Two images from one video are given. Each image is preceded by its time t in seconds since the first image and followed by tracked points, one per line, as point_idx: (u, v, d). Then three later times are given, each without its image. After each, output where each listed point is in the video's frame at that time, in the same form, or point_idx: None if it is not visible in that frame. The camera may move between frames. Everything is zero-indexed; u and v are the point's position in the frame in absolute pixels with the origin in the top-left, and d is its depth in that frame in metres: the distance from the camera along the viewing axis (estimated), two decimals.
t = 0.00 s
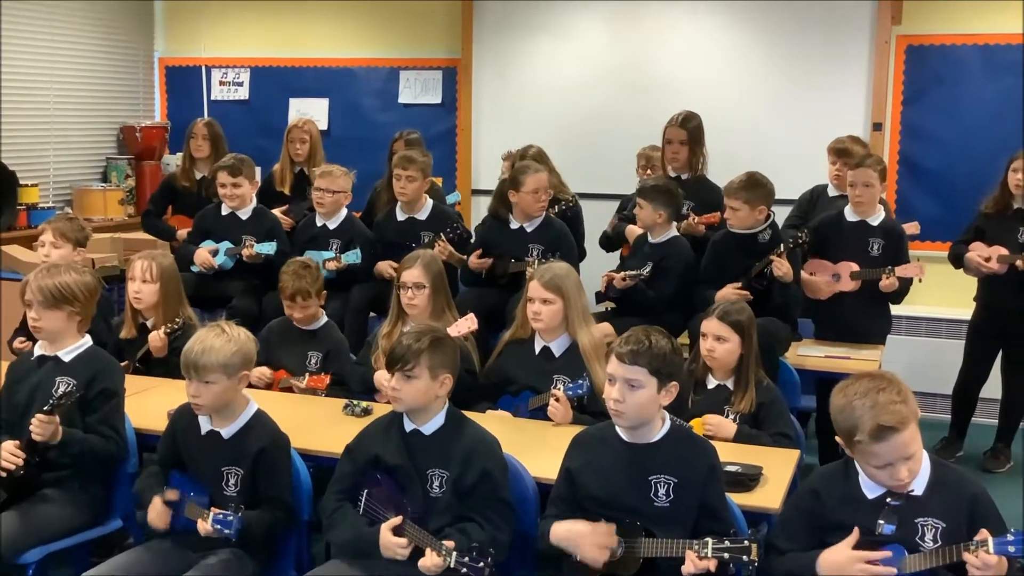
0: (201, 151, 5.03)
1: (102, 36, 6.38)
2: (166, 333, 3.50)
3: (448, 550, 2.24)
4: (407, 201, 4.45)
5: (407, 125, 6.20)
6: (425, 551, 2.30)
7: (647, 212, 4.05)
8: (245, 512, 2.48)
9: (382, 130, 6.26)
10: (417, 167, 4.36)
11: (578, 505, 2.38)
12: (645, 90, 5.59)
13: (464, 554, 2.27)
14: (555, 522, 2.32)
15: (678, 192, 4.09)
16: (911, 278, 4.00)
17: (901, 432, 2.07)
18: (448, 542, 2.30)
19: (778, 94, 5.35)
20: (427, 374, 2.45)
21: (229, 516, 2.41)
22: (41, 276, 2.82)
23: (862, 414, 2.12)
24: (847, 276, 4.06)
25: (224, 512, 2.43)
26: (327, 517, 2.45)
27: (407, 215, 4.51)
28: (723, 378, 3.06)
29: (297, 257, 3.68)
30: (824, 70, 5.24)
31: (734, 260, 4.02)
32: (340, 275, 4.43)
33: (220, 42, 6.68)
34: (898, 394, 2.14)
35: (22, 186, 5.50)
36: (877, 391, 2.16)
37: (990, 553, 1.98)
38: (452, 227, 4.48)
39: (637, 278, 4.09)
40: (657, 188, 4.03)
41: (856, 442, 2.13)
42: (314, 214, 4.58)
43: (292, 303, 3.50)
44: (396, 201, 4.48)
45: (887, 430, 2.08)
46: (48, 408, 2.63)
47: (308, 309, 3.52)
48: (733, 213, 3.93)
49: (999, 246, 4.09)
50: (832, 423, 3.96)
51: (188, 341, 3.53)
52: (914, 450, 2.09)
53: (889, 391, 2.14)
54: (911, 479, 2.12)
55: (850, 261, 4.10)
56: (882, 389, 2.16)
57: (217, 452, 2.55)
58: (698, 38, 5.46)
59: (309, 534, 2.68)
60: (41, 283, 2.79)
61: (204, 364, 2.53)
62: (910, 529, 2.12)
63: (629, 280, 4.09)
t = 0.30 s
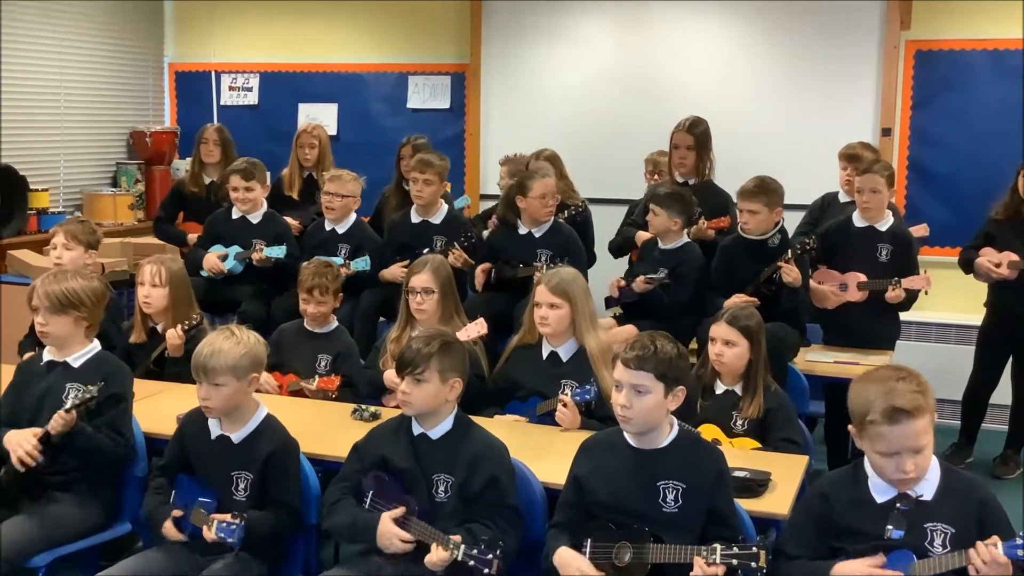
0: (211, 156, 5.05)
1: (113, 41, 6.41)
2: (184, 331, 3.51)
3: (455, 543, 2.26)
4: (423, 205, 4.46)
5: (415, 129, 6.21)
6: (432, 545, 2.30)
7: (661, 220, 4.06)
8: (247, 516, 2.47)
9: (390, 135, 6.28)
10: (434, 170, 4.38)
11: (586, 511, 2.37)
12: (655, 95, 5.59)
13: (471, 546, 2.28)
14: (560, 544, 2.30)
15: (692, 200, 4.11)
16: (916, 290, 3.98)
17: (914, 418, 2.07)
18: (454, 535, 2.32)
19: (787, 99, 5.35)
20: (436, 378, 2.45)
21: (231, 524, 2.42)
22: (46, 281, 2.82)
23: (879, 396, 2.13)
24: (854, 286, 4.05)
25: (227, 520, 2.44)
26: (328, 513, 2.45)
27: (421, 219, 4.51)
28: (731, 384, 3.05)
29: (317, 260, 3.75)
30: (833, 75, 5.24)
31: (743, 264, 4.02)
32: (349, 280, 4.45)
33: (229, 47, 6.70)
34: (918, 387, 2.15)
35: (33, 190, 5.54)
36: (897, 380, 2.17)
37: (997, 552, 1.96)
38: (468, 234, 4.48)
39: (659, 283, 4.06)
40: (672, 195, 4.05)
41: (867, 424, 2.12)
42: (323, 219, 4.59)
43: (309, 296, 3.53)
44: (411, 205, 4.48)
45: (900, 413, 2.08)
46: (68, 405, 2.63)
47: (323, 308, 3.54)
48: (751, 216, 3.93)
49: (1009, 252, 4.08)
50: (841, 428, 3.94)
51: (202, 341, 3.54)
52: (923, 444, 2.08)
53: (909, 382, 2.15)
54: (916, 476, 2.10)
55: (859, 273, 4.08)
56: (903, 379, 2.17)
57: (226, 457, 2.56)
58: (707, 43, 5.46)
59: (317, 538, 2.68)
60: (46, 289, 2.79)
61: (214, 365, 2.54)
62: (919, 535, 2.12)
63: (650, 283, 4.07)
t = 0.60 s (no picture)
0: (222, 159, 5.07)
1: (124, 45, 6.44)
2: (192, 335, 3.52)
3: (470, 541, 2.26)
4: (434, 207, 4.47)
5: (424, 133, 6.22)
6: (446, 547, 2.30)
7: (676, 224, 4.07)
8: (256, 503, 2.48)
9: (398, 138, 6.29)
10: (446, 172, 4.39)
11: (594, 513, 2.37)
12: (664, 99, 5.59)
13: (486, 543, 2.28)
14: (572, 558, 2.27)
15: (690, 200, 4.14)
16: (930, 295, 3.98)
17: (905, 403, 2.09)
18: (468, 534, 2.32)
19: (797, 102, 5.34)
20: (449, 383, 2.45)
21: (240, 510, 2.43)
22: (51, 286, 2.81)
23: (886, 376, 2.16)
24: (864, 288, 4.04)
25: (235, 506, 2.46)
26: (342, 518, 2.45)
27: (432, 220, 4.53)
28: (740, 387, 3.06)
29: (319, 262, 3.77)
30: (842, 79, 5.23)
31: (752, 267, 4.02)
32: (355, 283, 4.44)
33: (239, 50, 6.73)
34: (933, 380, 2.13)
35: (44, 193, 5.56)
36: (916, 369, 2.17)
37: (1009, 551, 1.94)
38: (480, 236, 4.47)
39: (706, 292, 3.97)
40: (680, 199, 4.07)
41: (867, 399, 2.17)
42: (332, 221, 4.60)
43: (311, 295, 3.54)
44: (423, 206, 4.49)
45: (893, 394, 2.10)
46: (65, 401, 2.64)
47: (325, 305, 3.55)
48: (767, 220, 3.93)
49: (1019, 256, 4.07)
50: (850, 432, 3.94)
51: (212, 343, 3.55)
52: (911, 432, 2.08)
53: (925, 373, 2.14)
54: (901, 464, 2.10)
55: (869, 274, 4.08)
56: (922, 369, 2.16)
57: (237, 458, 2.57)
58: (716, 46, 5.46)
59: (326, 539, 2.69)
60: (49, 293, 2.78)
61: (224, 369, 2.55)
62: (930, 537, 2.11)
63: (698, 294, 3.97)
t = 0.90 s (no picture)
0: (231, 160, 5.08)
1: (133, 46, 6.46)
2: (199, 336, 3.53)
3: (476, 539, 2.25)
4: (440, 209, 4.47)
5: (432, 133, 6.23)
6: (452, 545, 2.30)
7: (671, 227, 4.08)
8: (267, 511, 2.47)
9: (406, 139, 6.30)
10: (450, 174, 4.38)
11: (603, 514, 2.36)
12: (672, 99, 5.58)
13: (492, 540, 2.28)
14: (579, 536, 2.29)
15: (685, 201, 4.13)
16: (938, 295, 3.96)
17: (911, 400, 2.09)
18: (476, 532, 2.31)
19: (807, 102, 5.33)
20: (459, 386, 2.45)
21: (253, 521, 2.42)
22: (61, 283, 2.81)
23: (895, 375, 2.17)
24: (873, 293, 4.04)
25: (248, 515, 2.45)
26: (350, 517, 2.44)
27: (438, 224, 4.54)
28: (749, 388, 3.05)
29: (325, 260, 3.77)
30: (851, 78, 5.23)
31: (760, 266, 4.02)
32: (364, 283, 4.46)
33: (248, 51, 6.75)
34: (942, 380, 2.13)
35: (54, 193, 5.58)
36: (926, 369, 2.16)
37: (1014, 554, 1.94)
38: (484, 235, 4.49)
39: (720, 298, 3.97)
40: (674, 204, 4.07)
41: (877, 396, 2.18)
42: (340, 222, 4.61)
43: (317, 293, 3.55)
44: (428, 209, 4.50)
45: (900, 391, 2.11)
46: (82, 399, 2.65)
47: (331, 303, 3.54)
48: (777, 220, 3.91)
49: None
50: (860, 433, 3.93)
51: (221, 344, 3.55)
52: (917, 431, 2.08)
53: (934, 372, 2.14)
54: (905, 463, 2.09)
55: (877, 278, 4.08)
56: (933, 369, 2.16)
57: (246, 459, 2.57)
58: (725, 46, 5.45)
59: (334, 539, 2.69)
60: (61, 291, 2.78)
61: (232, 371, 2.55)
62: (941, 539, 2.11)
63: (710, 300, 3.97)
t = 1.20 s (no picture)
0: (238, 158, 5.09)
1: (142, 44, 6.47)
2: (203, 336, 3.53)
3: (484, 533, 2.26)
4: (445, 208, 4.48)
5: (441, 131, 6.23)
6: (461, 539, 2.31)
7: (664, 232, 4.05)
8: (276, 514, 2.48)
9: (415, 138, 6.31)
10: (452, 174, 4.39)
11: (612, 513, 2.37)
12: (682, 97, 5.57)
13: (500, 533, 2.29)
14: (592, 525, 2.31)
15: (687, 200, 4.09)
16: (943, 301, 3.94)
17: (922, 400, 2.09)
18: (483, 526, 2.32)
19: (818, 100, 5.32)
20: (467, 386, 2.45)
21: (262, 523, 2.43)
22: (70, 281, 2.83)
23: (905, 375, 2.16)
24: (881, 295, 4.02)
25: (258, 519, 2.45)
26: (358, 516, 2.46)
27: (443, 224, 4.55)
28: (758, 387, 3.03)
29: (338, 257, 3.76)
30: (862, 77, 5.21)
31: (770, 266, 4.02)
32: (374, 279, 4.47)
33: (257, 49, 6.75)
34: (953, 380, 2.12)
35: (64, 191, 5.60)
36: (936, 369, 2.16)
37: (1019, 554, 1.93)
38: (490, 234, 4.51)
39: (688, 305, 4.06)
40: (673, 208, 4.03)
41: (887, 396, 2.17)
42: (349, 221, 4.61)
43: (327, 292, 3.55)
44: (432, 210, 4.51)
45: (911, 391, 2.10)
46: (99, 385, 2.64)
47: (343, 303, 3.55)
48: (785, 219, 3.90)
49: None
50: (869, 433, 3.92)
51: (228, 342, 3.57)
52: (928, 432, 2.07)
53: (945, 373, 2.14)
54: (916, 463, 2.08)
55: (884, 281, 4.06)
56: (943, 369, 2.16)
57: (255, 457, 2.58)
58: (735, 44, 5.43)
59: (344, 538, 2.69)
60: (68, 288, 2.80)
61: (237, 367, 2.56)
62: (951, 539, 2.10)
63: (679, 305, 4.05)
